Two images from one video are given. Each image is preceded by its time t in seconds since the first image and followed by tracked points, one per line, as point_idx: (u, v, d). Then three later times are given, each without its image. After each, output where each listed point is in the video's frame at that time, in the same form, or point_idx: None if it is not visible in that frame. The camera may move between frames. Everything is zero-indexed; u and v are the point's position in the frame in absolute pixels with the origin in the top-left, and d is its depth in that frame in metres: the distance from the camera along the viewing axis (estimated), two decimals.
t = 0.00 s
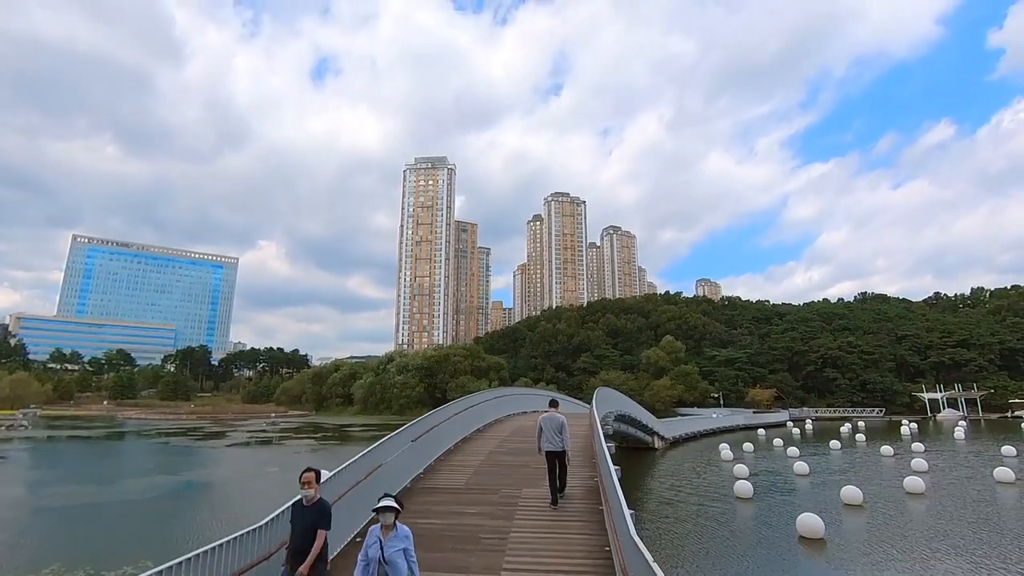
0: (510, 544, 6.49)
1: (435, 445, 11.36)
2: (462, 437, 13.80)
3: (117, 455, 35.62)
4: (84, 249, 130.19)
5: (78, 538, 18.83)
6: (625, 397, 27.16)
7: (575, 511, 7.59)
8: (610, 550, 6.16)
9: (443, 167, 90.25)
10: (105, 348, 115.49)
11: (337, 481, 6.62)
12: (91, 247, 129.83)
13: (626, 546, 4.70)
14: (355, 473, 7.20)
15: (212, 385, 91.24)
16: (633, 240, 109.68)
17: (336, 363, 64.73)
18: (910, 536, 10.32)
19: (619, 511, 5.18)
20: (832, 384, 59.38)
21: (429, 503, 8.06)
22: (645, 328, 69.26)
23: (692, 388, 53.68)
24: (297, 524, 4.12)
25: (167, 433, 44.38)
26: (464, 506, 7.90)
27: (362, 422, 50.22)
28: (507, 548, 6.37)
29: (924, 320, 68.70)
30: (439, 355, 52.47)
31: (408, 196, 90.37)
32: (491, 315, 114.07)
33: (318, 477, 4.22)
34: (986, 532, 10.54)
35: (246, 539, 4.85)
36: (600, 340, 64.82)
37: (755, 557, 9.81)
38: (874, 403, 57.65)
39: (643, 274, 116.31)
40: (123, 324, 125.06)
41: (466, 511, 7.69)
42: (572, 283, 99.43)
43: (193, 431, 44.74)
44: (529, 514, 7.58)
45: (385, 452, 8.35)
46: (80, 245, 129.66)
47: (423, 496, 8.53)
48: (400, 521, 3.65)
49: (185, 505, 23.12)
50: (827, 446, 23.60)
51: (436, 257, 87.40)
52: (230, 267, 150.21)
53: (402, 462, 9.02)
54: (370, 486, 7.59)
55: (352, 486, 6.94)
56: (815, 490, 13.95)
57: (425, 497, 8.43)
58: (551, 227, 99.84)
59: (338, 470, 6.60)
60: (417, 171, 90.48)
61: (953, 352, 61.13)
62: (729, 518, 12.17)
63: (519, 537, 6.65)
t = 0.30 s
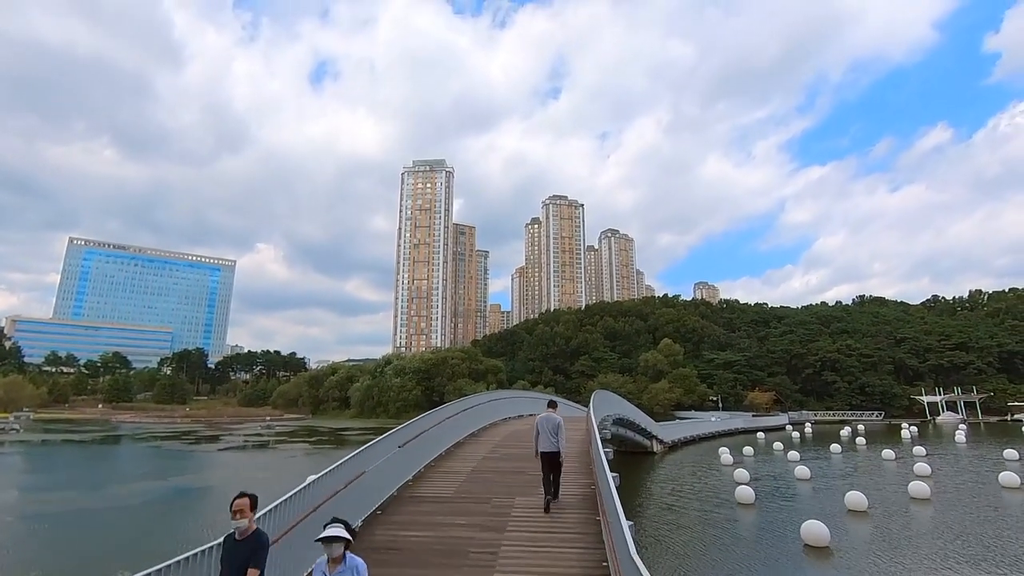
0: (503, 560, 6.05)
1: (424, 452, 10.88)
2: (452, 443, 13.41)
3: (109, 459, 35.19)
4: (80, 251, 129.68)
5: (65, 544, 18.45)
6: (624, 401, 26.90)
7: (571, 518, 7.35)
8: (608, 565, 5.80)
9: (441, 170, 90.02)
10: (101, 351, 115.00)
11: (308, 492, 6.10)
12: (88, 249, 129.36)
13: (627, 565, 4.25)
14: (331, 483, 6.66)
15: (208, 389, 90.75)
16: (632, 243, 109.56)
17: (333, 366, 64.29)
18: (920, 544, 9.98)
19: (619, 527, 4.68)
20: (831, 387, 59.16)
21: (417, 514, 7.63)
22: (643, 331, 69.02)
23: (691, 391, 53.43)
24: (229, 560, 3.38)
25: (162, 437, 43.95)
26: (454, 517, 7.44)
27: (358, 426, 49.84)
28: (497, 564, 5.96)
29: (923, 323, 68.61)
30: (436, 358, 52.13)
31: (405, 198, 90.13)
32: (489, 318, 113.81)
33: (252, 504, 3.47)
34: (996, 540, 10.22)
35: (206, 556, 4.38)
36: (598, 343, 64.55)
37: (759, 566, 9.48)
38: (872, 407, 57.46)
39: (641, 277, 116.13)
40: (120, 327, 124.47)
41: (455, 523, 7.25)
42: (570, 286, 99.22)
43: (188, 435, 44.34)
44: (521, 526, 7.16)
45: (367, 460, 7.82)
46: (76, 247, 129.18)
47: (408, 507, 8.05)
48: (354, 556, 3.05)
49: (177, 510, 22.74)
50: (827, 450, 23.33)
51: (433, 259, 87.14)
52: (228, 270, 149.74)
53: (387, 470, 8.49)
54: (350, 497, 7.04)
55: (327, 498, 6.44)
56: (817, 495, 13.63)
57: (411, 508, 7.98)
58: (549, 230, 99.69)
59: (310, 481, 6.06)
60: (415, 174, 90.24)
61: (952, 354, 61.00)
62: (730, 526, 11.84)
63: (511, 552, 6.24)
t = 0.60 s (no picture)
0: None
1: (414, 458, 10.50)
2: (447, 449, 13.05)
3: (102, 464, 34.71)
4: (76, 254, 129.00)
5: (52, 549, 18.03)
6: (623, 404, 26.69)
7: (570, 523, 7.17)
8: None
9: (439, 172, 89.83)
10: (96, 354, 114.28)
11: (281, 503, 5.66)
12: (83, 252, 128.70)
13: None
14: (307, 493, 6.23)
15: (204, 392, 90.20)
16: (630, 246, 109.49)
17: (329, 369, 63.84)
18: (929, 549, 9.72)
19: (622, 522, 4.62)
20: (830, 391, 59.00)
21: (406, 523, 7.24)
22: (641, 334, 68.79)
23: (689, 395, 53.09)
24: None
25: (156, 440, 43.50)
26: (444, 527, 7.04)
27: (355, 430, 49.44)
28: None
29: (921, 326, 68.59)
30: (433, 361, 51.80)
31: (403, 201, 89.92)
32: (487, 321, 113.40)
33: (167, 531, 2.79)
34: (1009, 546, 9.93)
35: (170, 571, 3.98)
36: (596, 346, 64.29)
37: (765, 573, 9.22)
38: (872, 410, 57.29)
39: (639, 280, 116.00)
40: (115, 329, 123.71)
41: (443, 533, 6.88)
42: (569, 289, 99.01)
43: (183, 439, 43.92)
44: (516, 535, 6.78)
45: (347, 467, 7.41)
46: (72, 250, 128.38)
47: (394, 516, 7.67)
48: None
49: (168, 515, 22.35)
50: (829, 453, 23.11)
51: (431, 262, 86.88)
52: (224, 273, 149.14)
53: (371, 478, 8.06)
54: (330, 507, 6.61)
55: (304, 506, 5.99)
56: (821, 501, 13.37)
57: (397, 516, 7.61)
58: (547, 233, 99.56)
59: (283, 490, 5.62)
60: (413, 176, 90.04)
61: (951, 357, 60.94)
62: (733, 532, 11.60)
63: (506, 567, 5.86)
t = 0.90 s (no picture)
0: None
1: (406, 468, 10.11)
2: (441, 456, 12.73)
3: (97, 468, 34.34)
4: (74, 257, 128.59)
5: (39, 557, 17.68)
6: (623, 408, 26.43)
7: (571, 534, 6.97)
8: None
9: (437, 175, 89.64)
10: (93, 357, 113.75)
11: (264, 515, 5.35)
12: (80, 254, 128.30)
13: None
14: (285, 508, 5.72)
15: (201, 396, 89.76)
16: (628, 249, 109.37)
17: (327, 372, 63.46)
18: (940, 559, 9.46)
19: (628, 530, 4.35)
20: (830, 394, 58.78)
21: (397, 539, 6.91)
22: (640, 337, 68.51)
23: (689, 398, 52.86)
24: None
25: (152, 444, 43.08)
26: (437, 543, 6.72)
27: (352, 434, 49.10)
28: None
29: (921, 329, 68.44)
30: (431, 365, 51.45)
31: (401, 204, 89.70)
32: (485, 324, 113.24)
33: None
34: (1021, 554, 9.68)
35: None
36: (595, 349, 64.01)
37: None
38: (872, 413, 57.11)
39: (638, 283, 115.84)
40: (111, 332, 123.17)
41: (436, 549, 6.56)
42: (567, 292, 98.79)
43: (179, 443, 43.54)
44: (514, 552, 6.47)
45: (333, 479, 6.92)
46: (68, 252, 128.02)
47: (381, 531, 7.28)
48: None
49: (160, 520, 22.04)
50: (831, 458, 22.87)
51: (430, 265, 86.61)
52: (222, 275, 148.73)
53: (360, 489, 7.60)
54: (311, 523, 6.10)
55: (289, 519, 5.67)
56: (825, 508, 13.11)
57: (384, 531, 7.24)
58: (546, 236, 99.38)
59: (266, 501, 5.33)
60: (412, 179, 89.82)
61: (951, 361, 60.77)
62: (737, 540, 11.34)
63: None
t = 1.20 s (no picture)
0: None
1: (398, 472, 9.78)
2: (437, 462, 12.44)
3: (90, 472, 33.97)
4: (70, 259, 128.28)
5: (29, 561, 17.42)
6: (622, 411, 26.20)
7: (572, 542, 6.75)
8: None
9: (435, 177, 89.53)
10: (88, 360, 113.19)
11: (247, 519, 5.08)
12: (76, 257, 128.01)
13: None
14: (256, 521, 5.26)
15: (197, 399, 89.30)
16: (627, 252, 109.29)
17: (324, 375, 63.12)
18: (948, 564, 9.26)
19: (635, 530, 4.16)
20: (829, 397, 58.60)
21: (386, 550, 6.60)
22: (639, 340, 68.31)
23: (687, 401, 52.69)
24: None
25: (146, 448, 42.70)
26: (430, 555, 6.44)
27: (349, 437, 48.75)
28: None
29: (919, 332, 68.37)
30: (429, 368, 51.15)
31: (399, 206, 89.52)
32: (483, 327, 112.92)
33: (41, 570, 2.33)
34: None
35: None
36: (594, 352, 63.81)
37: None
38: (872, 416, 57.02)
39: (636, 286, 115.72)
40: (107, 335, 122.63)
41: (429, 562, 6.27)
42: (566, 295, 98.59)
43: (174, 446, 43.17)
44: (512, 564, 6.20)
45: (314, 486, 6.48)
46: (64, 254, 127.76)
47: (369, 542, 6.96)
48: None
49: (152, 524, 21.76)
50: (832, 461, 22.65)
51: (427, 268, 86.37)
52: (219, 278, 148.32)
53: (348, 495, 7.30)
54: (287, 537, 5.64)
55: (272, 525, 5.39)
56: (829, 512, 12.90)
57: (371, 541, 6.94)
58: (544, 239, 99.22)
59: (249, 503, 5.07)
60: (410, 181, 89.68)
61: (949, 364, 60.67)
62: (742, 545, 11.10)
63: None
